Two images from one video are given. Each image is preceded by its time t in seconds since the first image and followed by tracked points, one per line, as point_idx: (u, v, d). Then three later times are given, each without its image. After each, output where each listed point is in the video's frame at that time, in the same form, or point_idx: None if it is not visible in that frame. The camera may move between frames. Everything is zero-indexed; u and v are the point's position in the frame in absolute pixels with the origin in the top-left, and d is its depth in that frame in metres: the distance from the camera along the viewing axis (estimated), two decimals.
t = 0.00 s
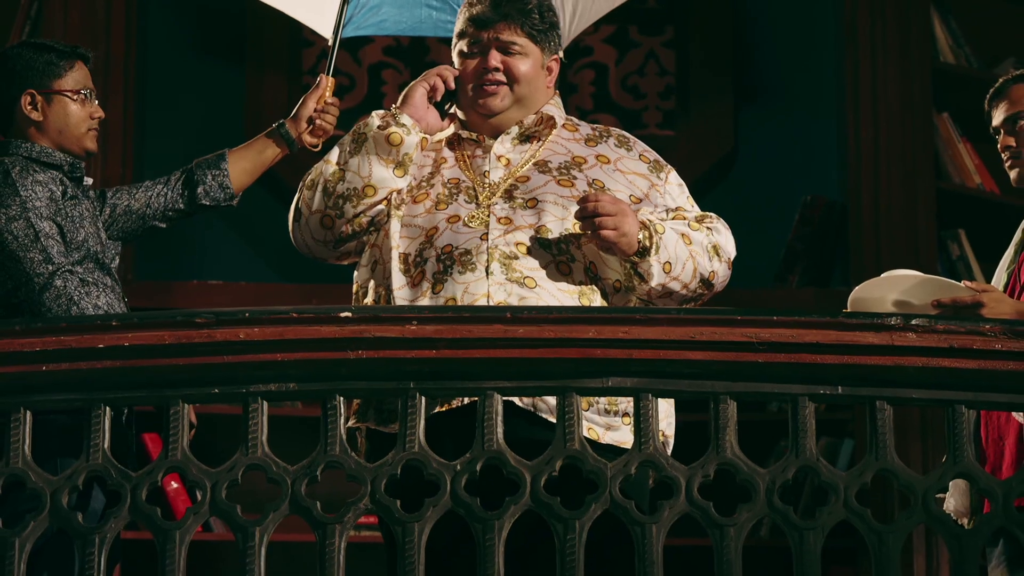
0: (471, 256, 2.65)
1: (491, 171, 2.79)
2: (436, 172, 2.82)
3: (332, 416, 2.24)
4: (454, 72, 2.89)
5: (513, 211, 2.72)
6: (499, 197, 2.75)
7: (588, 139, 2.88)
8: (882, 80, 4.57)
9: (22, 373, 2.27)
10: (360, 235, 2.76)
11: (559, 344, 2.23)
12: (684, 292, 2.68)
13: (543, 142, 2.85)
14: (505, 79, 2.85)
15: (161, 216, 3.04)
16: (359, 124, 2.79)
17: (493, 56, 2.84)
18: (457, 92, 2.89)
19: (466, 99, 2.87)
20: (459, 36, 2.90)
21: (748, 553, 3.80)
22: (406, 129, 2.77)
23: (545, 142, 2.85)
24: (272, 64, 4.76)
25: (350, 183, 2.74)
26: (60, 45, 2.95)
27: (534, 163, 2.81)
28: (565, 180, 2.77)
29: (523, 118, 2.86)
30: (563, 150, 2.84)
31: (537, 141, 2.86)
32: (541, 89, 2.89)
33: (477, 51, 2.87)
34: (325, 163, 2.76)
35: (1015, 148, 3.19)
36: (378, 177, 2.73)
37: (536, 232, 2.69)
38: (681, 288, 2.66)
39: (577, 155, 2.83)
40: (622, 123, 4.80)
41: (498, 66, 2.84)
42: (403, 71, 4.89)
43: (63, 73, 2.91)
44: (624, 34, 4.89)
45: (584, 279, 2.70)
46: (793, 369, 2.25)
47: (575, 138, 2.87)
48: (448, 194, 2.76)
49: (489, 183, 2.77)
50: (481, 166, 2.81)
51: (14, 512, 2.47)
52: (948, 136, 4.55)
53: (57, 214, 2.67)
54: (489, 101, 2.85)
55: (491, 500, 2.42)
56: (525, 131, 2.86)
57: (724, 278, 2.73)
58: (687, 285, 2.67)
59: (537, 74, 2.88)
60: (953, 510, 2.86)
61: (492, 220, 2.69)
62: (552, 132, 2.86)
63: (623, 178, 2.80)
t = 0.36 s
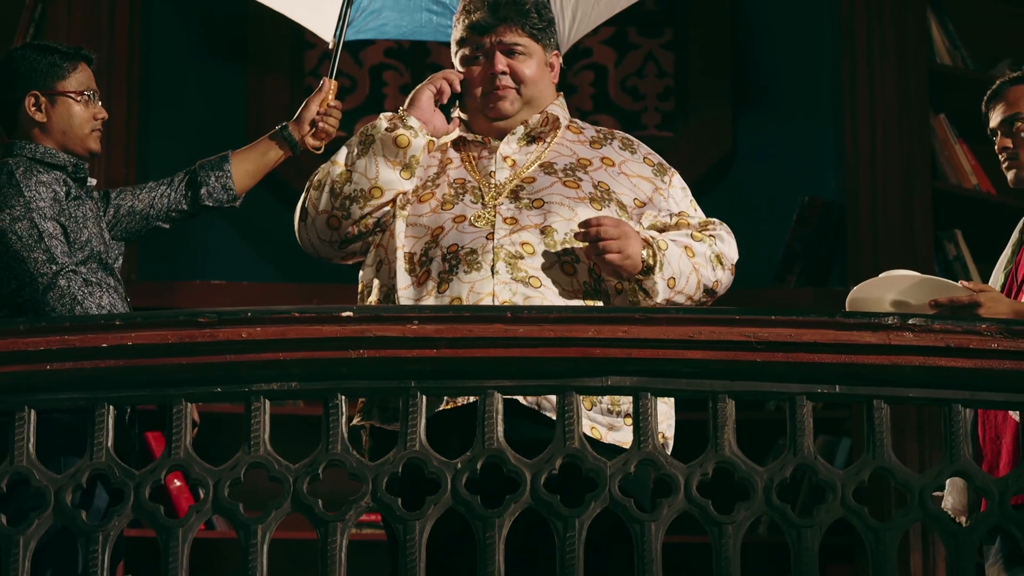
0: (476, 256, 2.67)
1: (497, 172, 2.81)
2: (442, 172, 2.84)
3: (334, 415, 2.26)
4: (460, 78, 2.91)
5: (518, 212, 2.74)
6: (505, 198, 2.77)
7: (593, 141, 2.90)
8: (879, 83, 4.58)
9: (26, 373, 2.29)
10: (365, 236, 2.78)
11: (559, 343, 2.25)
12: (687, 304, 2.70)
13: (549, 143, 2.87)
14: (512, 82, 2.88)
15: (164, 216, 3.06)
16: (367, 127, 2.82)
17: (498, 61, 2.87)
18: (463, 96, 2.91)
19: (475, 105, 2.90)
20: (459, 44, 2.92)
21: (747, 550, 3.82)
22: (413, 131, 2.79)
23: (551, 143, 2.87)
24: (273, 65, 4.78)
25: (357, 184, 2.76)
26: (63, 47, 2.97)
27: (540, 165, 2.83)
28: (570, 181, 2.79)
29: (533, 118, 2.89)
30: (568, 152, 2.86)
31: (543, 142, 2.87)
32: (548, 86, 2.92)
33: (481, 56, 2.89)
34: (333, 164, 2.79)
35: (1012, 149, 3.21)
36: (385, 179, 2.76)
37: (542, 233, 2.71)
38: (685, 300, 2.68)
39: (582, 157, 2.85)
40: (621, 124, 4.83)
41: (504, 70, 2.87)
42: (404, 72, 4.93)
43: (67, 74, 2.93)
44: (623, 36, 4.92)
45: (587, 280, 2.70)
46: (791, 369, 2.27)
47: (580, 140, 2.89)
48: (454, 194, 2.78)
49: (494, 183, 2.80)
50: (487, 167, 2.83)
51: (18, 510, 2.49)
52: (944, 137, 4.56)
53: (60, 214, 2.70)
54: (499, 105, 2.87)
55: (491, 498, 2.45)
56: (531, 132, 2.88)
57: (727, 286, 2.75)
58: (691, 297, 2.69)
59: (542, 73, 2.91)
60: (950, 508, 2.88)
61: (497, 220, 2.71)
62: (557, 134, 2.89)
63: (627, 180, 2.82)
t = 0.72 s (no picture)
0: (487, 255, 2.70)
1: (506, 174, 2.85)
2: (453, 173, 2.87)
3: (336, 411, 2.29)
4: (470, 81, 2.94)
5: (529, 212, 2.78)
6: (515, 199, 2.81)
7: (601, 143, 2.95)
8: (875, 86, 4.60)
9: (32, 370, 2.32)
10: (376, 236, 2.81)
11: (560, 341, 2.28)
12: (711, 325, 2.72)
13: (558, 145, 2.91)
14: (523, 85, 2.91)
15: (168, 215, 3.08)
16: (379, 128, 2.83)
17: (509, 64, 2.91)
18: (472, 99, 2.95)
19: (485, 108, 2.92)
20: (469, 47, 2.95)
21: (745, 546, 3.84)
22: (426, 134, 2.81)
23: (560, 146, 2.91)
24: (275, 65, 4.84)
25: (369, 185, 2.78)
26: (67, 47, 3.00)
27: (549, 167, 2.87)
28: (579, 183, 2.84)
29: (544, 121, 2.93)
30: (576, 154, 2.91)
31: (551, 145, 2.91)
32: (557, 90, 2.95)
33: (492, 60, 2.93)
34: (345, 164, 2.81)
35: (1007, 150, 3.23)
36: (396, 180, 2.78)
37: (552, 233, 2.74)
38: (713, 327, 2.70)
39: (590, 160, 2.90)
40: (619, 124, 4.86)
41: (515, 74, 2.90)
42: (406, 74, 4.96)
43: (72, 75, 2.96)
44: (622, 37, 4.95)
45: (597, 279, 2.72)
46: (789, 366, 2.29)
47: (589, 143, 2.94)
48: (465, 195, 2.82)
49: (504, 184, 2.83)
50: (497, 168, 2.87)
51: (24, 506, 2.51)
52: (939, 138, 4.62)
53: (65, 213, 2.72)
54: (509, 109, 2.90)
55: (491, 494, 2.47)
56: (540, 135, 2.92)
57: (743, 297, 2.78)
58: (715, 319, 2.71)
59: (552, 76, 2.94)
60: (946, 503, 2.92)
61: (508, 220, 2.75)
62: (566, 136, 2.93)
63: (634, 183, 2.86)
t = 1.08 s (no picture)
0: (496, 249, 2.74)
1: (516, 171, 2.88)
2: (462, 170, 2.91)
3: (338, 405, 2.33)
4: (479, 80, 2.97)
5: (538, 208, 2.81)
6: (524, 195, 2.84)
7: (608, 143, 2.97)
8: (869, 82, 4.65)
9: (39, 364, 2.35)
10: (385, 231, 2.86)
11: (559, 335, 2.32)
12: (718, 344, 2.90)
13: (566, 144, 2.95)
14: (533, 87, 2.94)
15: (173, 212, 3.12)
16: (390, 125, 2.88)
17: (520, 66, 2.94)
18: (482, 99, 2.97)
19: (495, 109, 2.96)
20: (478, 49, 2.98)
21: (743, 538, 3.89)
22: (437, 131, 2.86)
23: (568, 145, 2.95)
24: (279, 65, 4.87)
25: (380, 180, 2.83)
26: (74, 47, 3.04)
27: (557, 164, 2.91)
28: (587, 181, 2.87)
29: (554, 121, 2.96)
30: (584, 153, 2.94)
31: (560, 144, 2.95)
32: (566, 90, 2.99)
33: (503, 62, 2.96)
34: (356, 160, 2.85)
35: (998, 147, 3.27)
36: (407, 175, 2.83)
37: (560, 228, 2.78)
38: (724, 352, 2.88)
39: (598, 159, 2.93)
40: (617, 123, 4.89)
41: (525, 75, 2.94)
42: (407, 73, 5.00)
43: (78, 74, 2.99)
44: (620, 36, 4.97)
45: (605, 275, 2.76)
46: (784, 360, 2.34)
47: (596, 143, 2.97)
48: (474, 190, 2.86)
49: (513, 181, 2.87)
50: (506, 165, 2.90)
51: (33, 497, 2.54)
52: (932, 136, 4.65)
53: (72, 210, 2.76)
54: (520, 110, 2.94)
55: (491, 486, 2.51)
56: (550, 134, 2.95)
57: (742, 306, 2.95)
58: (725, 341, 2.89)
59: (561, 77, 2.98)
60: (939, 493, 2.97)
61: (517, 216, 2.79)
62: (574, 136, 2.96)
63: (640, 183, 2.90)
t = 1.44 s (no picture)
0: (507, 247, 2.78)
1: (526, 169, 2.92)
2: (473, 168, 2.93)
3: (341, 398, 2.35)
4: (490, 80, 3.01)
5: (548, 207, 2.85)
6: (534, 194, 2.87)
7: (617, 142, 3.01)
8: (864, 85, 4.65)
9: (45, 358, 2.39)
10: (397, 227, 2.89)
11: (559, 329, 2.35)
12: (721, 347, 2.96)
13: (575, 143, 2.98)
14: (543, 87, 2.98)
15: (178, 208, 3.15)
16: (403, 123, 2.90)
17: (530, 67, 2.98)
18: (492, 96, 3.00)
19: (505, 109, 2.99)
20: (489, 49, 3.02)
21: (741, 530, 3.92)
22: (450, 129, 2.87)
23: (577, 144, 2.98)
24: (283, 64, 4.90)
25: (392, 177, 2.85)
26: (81, 45, 3.07)
27: (566, 163, 2.94)
28: (596, 180, 2.90)
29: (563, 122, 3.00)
30: (593, 152, 2.97)
31: (569, 143, 2.98)
32: (574, 92, 3.02)
33: (513, 63, 2.99)
34: (370, 157, 2.89)
35: (993, 144, 3.29)
36: (419, 173, 2.85)
37: (570, 226, 2.81)
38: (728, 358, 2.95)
39: (607, 158, 2.96)
40: (615, 119, 4.93)
41: (536, 77, 2.97)
42: (409, 70, 5.05)
43: (84, 72, 3.03)
44: (618, 35, 5.02)
45: (613, 273, 2.80)
46: (781, 354, 2.37)
47: (605, 142, 3.00)
48: (485, 188, 2.89)
49: (524, 179, 2.90)
50: (516, 163, 2.94)
51: (40, 489, 2.58)
52: (926, 133, 4.67)
53: (78, 206, 2.79)
54: (530, 110, 2.97)
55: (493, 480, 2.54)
56: (559, 133, 2.99)
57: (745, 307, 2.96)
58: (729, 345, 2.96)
59: (571, 77, 3.01)
60: (934, 487, 3.02)
61: (527, 214, 2.82)
62: (583, 135, 3.00)
63: (648, 182, 2.93)
